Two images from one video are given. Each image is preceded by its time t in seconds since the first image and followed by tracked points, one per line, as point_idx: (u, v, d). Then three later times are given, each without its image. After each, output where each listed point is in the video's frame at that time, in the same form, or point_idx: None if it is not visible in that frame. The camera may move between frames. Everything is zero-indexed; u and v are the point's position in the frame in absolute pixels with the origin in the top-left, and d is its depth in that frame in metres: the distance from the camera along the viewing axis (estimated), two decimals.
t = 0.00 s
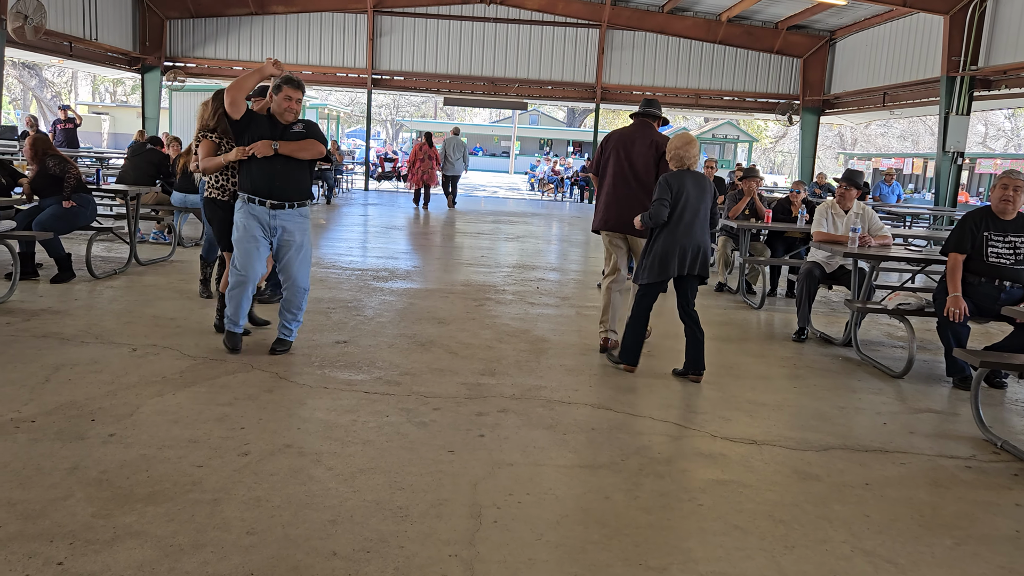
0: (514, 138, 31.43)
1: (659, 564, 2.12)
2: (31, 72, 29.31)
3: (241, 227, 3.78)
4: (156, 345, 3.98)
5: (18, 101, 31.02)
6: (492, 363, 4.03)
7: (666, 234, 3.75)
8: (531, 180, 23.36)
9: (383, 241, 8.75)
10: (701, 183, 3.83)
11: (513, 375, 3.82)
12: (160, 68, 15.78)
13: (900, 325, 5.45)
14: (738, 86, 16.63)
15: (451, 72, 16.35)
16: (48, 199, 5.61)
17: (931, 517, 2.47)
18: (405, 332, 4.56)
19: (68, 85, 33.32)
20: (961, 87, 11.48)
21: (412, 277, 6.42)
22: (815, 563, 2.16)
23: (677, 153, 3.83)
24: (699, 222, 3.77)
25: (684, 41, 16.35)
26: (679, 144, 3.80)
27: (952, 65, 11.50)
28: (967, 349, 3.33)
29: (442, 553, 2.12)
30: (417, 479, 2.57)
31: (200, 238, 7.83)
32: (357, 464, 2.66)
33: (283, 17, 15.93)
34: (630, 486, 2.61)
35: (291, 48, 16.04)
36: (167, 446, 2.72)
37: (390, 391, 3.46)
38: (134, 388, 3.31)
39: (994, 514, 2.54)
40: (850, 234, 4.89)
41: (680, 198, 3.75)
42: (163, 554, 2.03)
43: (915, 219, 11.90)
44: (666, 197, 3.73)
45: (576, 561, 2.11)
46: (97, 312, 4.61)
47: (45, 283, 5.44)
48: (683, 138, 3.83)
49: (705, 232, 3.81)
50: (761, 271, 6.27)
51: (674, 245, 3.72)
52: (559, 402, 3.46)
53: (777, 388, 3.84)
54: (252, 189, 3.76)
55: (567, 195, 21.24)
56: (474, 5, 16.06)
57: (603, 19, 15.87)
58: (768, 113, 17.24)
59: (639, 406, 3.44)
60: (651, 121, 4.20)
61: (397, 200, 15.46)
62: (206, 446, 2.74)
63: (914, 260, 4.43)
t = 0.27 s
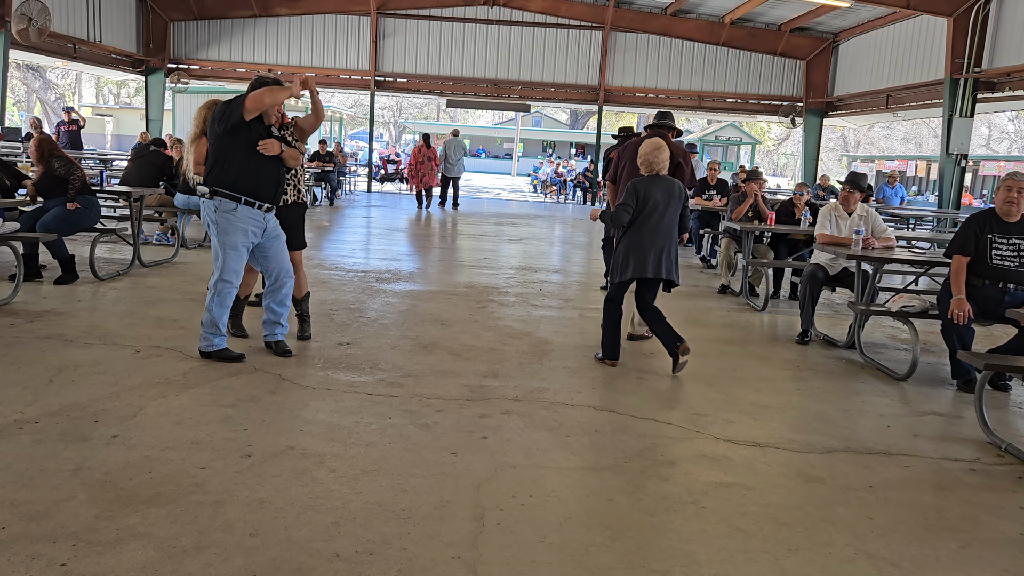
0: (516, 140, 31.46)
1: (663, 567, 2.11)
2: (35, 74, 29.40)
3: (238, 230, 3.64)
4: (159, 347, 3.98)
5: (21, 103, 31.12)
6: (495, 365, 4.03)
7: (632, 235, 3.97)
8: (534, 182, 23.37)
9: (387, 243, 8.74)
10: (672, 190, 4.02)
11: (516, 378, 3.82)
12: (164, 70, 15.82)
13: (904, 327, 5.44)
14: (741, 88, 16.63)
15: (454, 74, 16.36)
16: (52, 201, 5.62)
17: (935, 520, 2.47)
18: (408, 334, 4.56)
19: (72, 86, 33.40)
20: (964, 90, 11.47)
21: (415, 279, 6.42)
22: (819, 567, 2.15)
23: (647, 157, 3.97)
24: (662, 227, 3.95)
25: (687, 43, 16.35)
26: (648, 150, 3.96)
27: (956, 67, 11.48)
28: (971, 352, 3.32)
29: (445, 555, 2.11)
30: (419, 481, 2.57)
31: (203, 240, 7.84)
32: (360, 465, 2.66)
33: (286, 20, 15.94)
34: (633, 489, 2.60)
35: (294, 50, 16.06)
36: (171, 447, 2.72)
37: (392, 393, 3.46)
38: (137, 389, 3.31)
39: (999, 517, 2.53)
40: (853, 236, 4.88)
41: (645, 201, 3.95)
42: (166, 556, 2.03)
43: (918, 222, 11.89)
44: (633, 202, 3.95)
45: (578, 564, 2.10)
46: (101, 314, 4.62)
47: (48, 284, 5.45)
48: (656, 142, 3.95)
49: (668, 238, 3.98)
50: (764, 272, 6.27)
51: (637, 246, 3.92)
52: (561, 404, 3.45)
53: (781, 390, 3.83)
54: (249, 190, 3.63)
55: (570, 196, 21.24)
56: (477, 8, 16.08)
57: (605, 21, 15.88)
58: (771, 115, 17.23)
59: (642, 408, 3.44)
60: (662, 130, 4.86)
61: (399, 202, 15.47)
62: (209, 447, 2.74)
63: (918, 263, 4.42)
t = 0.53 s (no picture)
0: (519, 142, 31.50)
1: (666, 569, 2.11)
2: (39, 76, 29.50)
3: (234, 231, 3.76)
4: (162, 348, 3.99)
5: (26, 105, 31.24)
6: (498, 367, 4.03)
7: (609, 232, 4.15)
8: (536, 184, 23.38)
9: (390, 245, 8.75)
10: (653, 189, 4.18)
11: (518, 380, 3.82)
12: (167, 72, 15.86)
13: (907, 330, 5.43)
14: (744, 90, 16.63)
15: (456, 76, 16.39)
16: (57, 203, 5.63)
17: (938, 522, 2.47)
18: (411, 336, 4.56)
19: (76, 88, 33.54)
20: (967, 92, 11.46)
21: (417, 281, 6.42)
22: (822, 569, 2.15)
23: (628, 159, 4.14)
24: (642, 225, 4.12)
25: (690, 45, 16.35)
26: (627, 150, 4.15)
27: (959, 70, 11.47)
28: (975, 355, 3.32)
29: (448, 557, 2.11)
30: (422, 482, 2.58)
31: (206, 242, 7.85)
32: (363, 467, 2.66)
33: (289, 22, 15.96)
34: (636, 491, 2.60)
35: (297, 52, 16.08)
36: (174, 449, 2.72)
37: (395, 395, 3.46)
38: (141, 391, 3.32)
39: (1002, 519, 2.52)
40: (856, 238, 4.87)
41: (622, 200, 4.14)
42: (169, 557, 2.04)
43: (921, 224, 11.88)
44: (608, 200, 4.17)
45: (581, 565, 2.10)
46: (104, 315, 4.63)
47: (52, 286, 5.46)
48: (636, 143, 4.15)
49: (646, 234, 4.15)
50: (767, 274, 6.27)
51: (611, 242, 4.09)
52: (564, 406, 3.46)
53: (783, 392, 3.83)
54: (231, 194, 3.72)
55: (572, 199, 21.25)
56: (479, 10, 16.12)
57: (608, 23, 15.90)
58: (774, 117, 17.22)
59: (645, 410, 3.44)
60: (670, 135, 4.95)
61: (402, 204, 15.49)
62: (212, 449, 2.74)
63: (921, 266, 4.41)
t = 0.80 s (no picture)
0: (521, 143, 31.53)
1: (667, 570, 2.12)
2: (43, 78, 29.60)
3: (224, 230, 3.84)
4: (166, 349, 4.00)
5: (29, 107, 31.34)
6: (500, 368, 4.03)
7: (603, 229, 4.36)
8: (539, 186, 23.37)
9: (394, 246, 8.77)
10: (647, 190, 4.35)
11: (521, 381, 3.82)
12: (170, 74, 15.91)
13: (909, 331, 5.42)
14: (746, 91, 16.62)
15: (459, 78, 16.41)
16: (60, 204, 5.64)
17: (941, 524, 2.46)
18: (413, 337, 4.56)
19: (80, 90, 33.67)
20: (970, 93, 11.44)
21: (420, 282, 6.43)
22: (824, 570, 2.15)
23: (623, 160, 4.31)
24: (631, 223, 4.30)
25: (692, 47, 16.35)
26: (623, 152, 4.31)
27: (961, 71, 11.43)
28: (977, 356, 3.32)
29: (450, 558, 2.12)
30: (425, 483, 2.58)
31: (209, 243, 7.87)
32: (366, 468, 2.67)
33: (292, 24, 15.98)
34: (638, 492, 2.60)
35: (300, 54, 16.10)
36: (177, 450, 2.73)
37: (397, 396, 3.46)
38: (144, 392, 3.32)
39: (1005, 521, 2.52)
40: (858, 239, 4.87)
41: (614, 200, 4.35)
42: (172, 558, 2.04)
43: (923, 225, 11.88)
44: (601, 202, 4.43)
45: (583, 567, 2.10)
46: (107, 317, 4.64)
47: (55, 287, 5.47)
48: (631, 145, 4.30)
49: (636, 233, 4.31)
50: (769, 276, 6.27)
51: (607, 240, 4.29)
52: (566, 407, 3.46)
53: (785, 394, 3.83)
54: (216, 198, 3.77)
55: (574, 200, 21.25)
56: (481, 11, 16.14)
57: (610, 25, 15.91)
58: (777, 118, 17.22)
59: (646, 411, 3.44)
60: (684, 141, 5.00)
61: (405, 206, 15.51)
62: (215, 450, 2.75)
63: (923, 267, 4.41)
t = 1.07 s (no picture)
0: (523, 144, 31.54)
1: (669, 571, 2.12)
2: (45, 79, 29.64)
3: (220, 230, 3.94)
4: (168, 350, 4.00)
5: (32, 108, 31.39)
6: (502, 369, 4.03)
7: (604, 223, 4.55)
8: (540, 187, 23.38)
9: (396, 247, 8.78)
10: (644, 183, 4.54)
11: (523, 382, 3.82)
12: (173, 75, 15.93)
13: (911, 332, 5.42)
14: (748, 93, 16.62)
15: (461, 79, 16.41)
16: (63, 205, 5.65)
17: (943, 525, 2.46)
18: (415, 338, 4.57)
19: (83, 92, 33.74)
20: (972, 94, 11.43)
21: (422, 284, 6.43)
22: (826, 571, 2.15)
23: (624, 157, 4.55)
24: (630, 215, 4.46)
25: (694, 48, 16.35)
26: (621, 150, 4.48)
27: (963, 72, 11.45)
28: (980, 357, 3.32)
29: (452, 558, 2.12)
30: (427, 484, 2.58)
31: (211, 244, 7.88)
32: (368, 469, 2.67)
33: (294, 25, 15.99)
34: (640, 492, 2.61)
35: (301, 55, 16.12)
36: (179, 450, 2.73)
37: (399, 397, 3.46)
38: (147, 393, 3.33)
39: (1006, 522, 2.52)
40: (860, 241, 4.87)
41: (614, 195, 4.55)
42: (175, 558, 2.05)
43: (925, 226, 11.88)
44: (600, 192, 4.64)
45: (584, 567, 2.11)
46: (110, 318, 4.64)
47: (58, 288, 5.48)
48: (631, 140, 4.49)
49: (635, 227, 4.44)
50: (771, 276, 6.27)
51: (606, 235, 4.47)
52: (568, 408, 3.46)
53: (787, 395, 3.83)
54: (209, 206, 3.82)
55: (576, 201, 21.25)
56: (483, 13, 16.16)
57: (612, 26, 15.91)
58: (778, 119, 17.21)
59: (648, 412, 3.45)
60: (701, 138, 4.96)
61: (407, 206, 15.52)
62: (218, 451, 2.75)
63: (926, 268, 4.41)
